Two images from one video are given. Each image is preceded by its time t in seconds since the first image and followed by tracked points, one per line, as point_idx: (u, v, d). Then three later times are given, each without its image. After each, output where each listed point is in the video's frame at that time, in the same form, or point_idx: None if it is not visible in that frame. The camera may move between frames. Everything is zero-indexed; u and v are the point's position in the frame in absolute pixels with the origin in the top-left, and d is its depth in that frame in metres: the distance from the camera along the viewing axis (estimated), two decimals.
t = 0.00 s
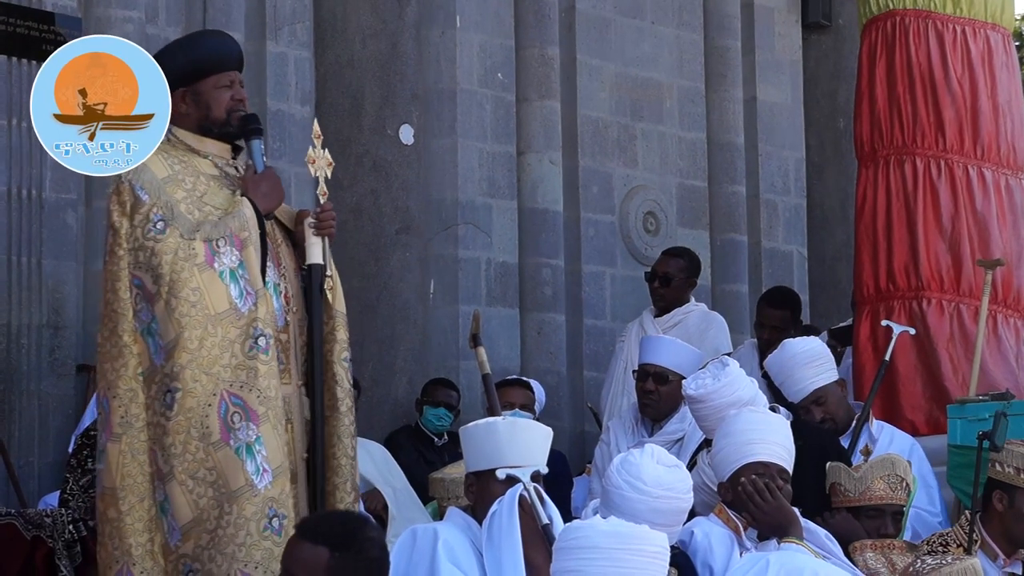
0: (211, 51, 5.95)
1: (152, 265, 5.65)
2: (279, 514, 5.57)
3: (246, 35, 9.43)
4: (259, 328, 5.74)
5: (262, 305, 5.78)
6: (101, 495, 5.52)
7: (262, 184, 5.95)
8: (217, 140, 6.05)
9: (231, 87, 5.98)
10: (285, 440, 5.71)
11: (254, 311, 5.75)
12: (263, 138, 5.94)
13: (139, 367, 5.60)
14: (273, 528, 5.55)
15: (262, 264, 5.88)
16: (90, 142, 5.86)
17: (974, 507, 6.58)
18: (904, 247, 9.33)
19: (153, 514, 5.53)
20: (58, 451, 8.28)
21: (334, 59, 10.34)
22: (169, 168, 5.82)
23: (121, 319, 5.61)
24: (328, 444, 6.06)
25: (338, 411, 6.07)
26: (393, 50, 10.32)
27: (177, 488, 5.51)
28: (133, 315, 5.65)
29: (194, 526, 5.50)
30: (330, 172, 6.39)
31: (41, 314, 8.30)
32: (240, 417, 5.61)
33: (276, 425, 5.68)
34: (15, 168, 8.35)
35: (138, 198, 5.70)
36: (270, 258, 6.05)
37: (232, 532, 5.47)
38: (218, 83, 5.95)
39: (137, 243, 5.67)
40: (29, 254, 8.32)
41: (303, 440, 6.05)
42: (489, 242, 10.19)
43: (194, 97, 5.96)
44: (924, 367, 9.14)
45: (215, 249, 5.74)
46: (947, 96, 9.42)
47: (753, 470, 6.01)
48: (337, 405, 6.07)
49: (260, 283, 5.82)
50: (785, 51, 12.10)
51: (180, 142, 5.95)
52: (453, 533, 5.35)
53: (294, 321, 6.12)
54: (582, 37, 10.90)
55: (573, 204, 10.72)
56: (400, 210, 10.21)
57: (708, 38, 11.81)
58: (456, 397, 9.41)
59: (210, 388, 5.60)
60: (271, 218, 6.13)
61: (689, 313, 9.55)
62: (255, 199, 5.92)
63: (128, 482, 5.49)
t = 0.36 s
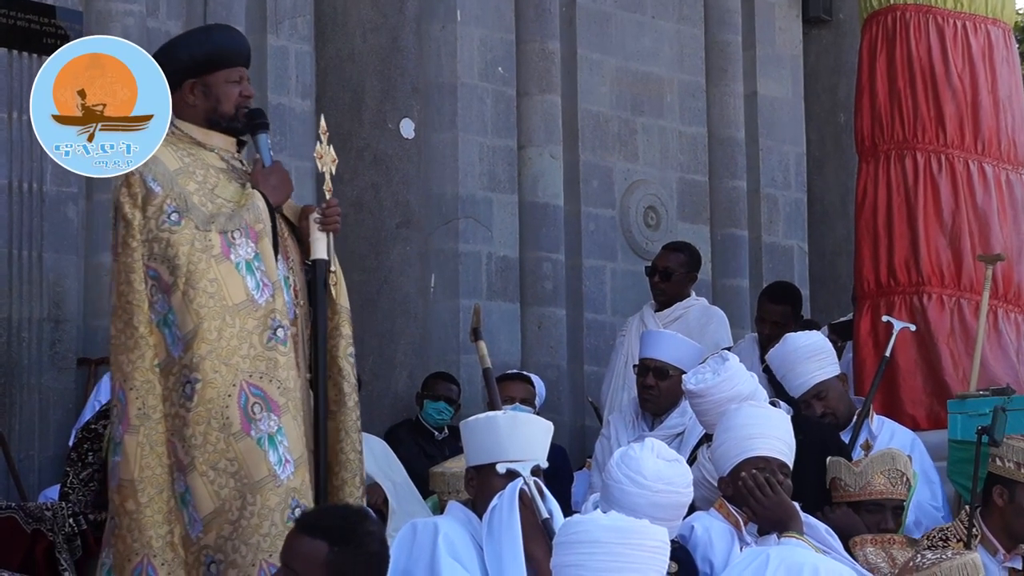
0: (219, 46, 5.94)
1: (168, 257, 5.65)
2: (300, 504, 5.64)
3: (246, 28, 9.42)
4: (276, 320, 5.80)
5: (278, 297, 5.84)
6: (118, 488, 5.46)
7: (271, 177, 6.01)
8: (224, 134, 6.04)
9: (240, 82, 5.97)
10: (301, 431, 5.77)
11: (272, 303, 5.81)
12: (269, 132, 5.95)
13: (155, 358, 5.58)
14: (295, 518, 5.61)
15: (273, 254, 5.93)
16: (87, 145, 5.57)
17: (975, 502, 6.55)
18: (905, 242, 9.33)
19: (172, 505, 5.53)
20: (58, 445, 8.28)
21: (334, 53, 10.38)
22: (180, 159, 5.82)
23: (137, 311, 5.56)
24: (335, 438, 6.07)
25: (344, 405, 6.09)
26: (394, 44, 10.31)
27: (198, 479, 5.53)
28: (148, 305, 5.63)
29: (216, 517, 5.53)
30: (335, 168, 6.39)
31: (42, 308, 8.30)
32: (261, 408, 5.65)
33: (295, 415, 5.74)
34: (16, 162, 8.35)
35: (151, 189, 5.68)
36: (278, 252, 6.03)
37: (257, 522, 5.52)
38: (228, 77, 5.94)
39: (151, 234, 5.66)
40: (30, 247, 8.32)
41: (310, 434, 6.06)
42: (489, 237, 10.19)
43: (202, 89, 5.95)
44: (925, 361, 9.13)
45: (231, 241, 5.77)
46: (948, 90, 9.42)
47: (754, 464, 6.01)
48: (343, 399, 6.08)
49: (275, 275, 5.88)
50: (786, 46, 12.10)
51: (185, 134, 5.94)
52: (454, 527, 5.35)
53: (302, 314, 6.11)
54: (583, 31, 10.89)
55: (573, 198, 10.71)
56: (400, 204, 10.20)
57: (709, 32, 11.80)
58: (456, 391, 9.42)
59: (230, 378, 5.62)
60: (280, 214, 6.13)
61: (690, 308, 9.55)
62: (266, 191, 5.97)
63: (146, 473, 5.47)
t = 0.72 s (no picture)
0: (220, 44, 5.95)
1: (173, 254, 5.66)
2: (304, 502, 5.62)
3: (247, 26, 9.41)
4: (281, 317, 5.79)
5: (284, 294, 5.84)
6: (120, 485, 5.46)
7: (277, 176, 5.99)
8: (229, 132, 6.05)
9: (243, 80, 5.99)
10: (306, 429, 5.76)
11: (277, 300, 5.81)
12: (275, 130, 5.98)
13: (159, 356, 5.59)
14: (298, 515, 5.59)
15: (279, 252, 5.93)
16: (87, 146, 5.48)
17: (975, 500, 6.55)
18: (906, 240, 9.32)
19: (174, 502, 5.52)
20: (58, 442, 8.28)
21: (335, 50, 10.39)
22: (186, 157, 5.84)
23: (142, 309, 5.56)
24: (338, 437, 6.05)
25: (349, 403, 6.07)
26: (395, 42, 10.30)
27: (201, 476, 5.53)
28: (153, 303, 5.64)
29: (219, 514, 5.52)
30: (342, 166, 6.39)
31: (42, 305, 8.30)
32: (266, 406, 5.64)
33: (300, 413, 5.73)
34: (16, 159, 8.35)
35: (157, 187, 5.68)
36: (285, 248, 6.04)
37: (260, 519, 5.50)
38: (232, 74, 5.96)
39: (156, 232, 5.67)
40: (30, 245, 8.32)
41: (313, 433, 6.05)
42: (490, 235, 10.20)
43: (205, 87, 5.98)
44: (926, 360, 9.13)
45: (236, 239, 5.77)
46: (949, 89, 9.41)
47: (754, 463, 6.00)
48: (347, 396, 6.07)
49: (281, 272, 5.88)
50: (787, 44, 12.09)
51: (191, 133, 5.96)
52: (453, 525, 5.35)
53: (308, 311, 6.11)
54: (584, 29, 10.89)
55: (574, 196, 10.70)
56: (401, 202, 10.20)
57: (710, 31, 11.80)
58: (456, 389, 9.42)
59: (234, 375, 5.62)
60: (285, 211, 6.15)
61: (691, 306, 9.54)
62: (272, 189, 5.97)
63: (149, 470, 5.46)
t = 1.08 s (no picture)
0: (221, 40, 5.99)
1: (176, 250, 5.78)
2: (304, 498, 5.70)
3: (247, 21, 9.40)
4: (283, 312, 5.87)
5: (286, 289, 5.91)
6: (124, 479, 5.64)
7: (283, 170, 6.06)
8: (239, 128, 6.13)
9: (250, 74, 6.07)
10: (308, 424, 5.83)
11: (278, 295, 5.88)
12: (281, 124, 5.98)
13: (163, 352, 5.75)
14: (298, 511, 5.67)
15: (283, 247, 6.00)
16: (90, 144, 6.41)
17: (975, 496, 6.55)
18: (906, 235, 9.32)
19: (177, 497, 5.67)
20: (58, 439, 8.28)
21: (335, 47, 10.28)
22: (194, 153, 5.94)
23: (146, 304, 5.74)
24: (346, 433, 6.11)
25: (356, 399, 6.14)
26: (394, 38, 10.29)
27: (202, 471, 5.64)
28: (157, 298, 5.78)
29: (219, 509, 5.63)
30: (352, 160, 6.44)
31: (42, 302, 8.30)
32: (265, 401, 5.74)
33: (300, 408, 5.80)
34: (16, 156, 8.36)
35: (162, 183, 5.83)
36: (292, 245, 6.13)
37: (258, 514, 5.60)
38: (237, 69, 6.03)
39: (161, 227, 5.81)
40: (29, 242, 8.32)
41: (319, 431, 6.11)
42: (490, 231, 10.19)
43: (212, 83, 6.08)
44: (926, 355, 9.14)
45: (239, 233, 5.86)
46: (949, 84, 9.41)
47: (755, 459, 6.00)
48: (354, 393, 6.14)
49: (284, 268, 5.95)
50: (788, 40, 12.08)
51: (202, 129, 6.05)
52: (454, 522, 5.35)
53: (316, 308, 6.17)
54: (584, 25, 10.88)
55: (574, 192, 10.69)
56: (401, 198, 10.20)
57: (710, 26, 11.79)
58: (456, 386, 9.42)
59: (234, 370, 5.72)
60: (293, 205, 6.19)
61: (691, 302, 9.54)
62: (278, 183, 6.02)
63: (152, 465, 5.64)
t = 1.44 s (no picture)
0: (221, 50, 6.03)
1: (173, 255, 5.96)
2: (283, 505, 5.79)
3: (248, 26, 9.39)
4: (272, 319, 5.97)
5: (278, 296, 6.01)
6: (115, 480, 5.86)
7: (290, 177, 6.07)
8: (256, 135, 6.27)
9: (263, 80, 6.21)
10: (295, 430, 5.92)
11: (269, 302, 5.99)
12: (289, 132, 6.10)
13: (159, 355, 5.94)
14: (276, 518, 5.77)
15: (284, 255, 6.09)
16: (89, 142, 7.87)
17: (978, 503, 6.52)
18: (908, 241, 9.33)
19: (164, 501, 5.85)
20: (60, 445, 8.28)
21: (337, 52, 10.33)
22: (203, 160, 6.13)
23: (145, 308, 5.96)
24: (350, 441, 6.15)
25: (361, 406, 6.18)
26: (396, 43, 10.28)
27: (185, 476, 5.80)
28: (155, 303, 5.98)
29: (199, 514, 5.78)
30: (364, 163, 6.51)
31: (44, 308, 8.30)
32: (249, 407, 5.85)
33: (285, 414, 5.90)
34: (18, 162, 8.34)
35: (169, 188, 6.04)
36: (298, 253, 6.19)
37: (234, 520, 5.73)
38: (249, 75, 6.19)
39: (163, 232, 6.00)
40: (31, 248, 8.31)
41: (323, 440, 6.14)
42: (491, 236, 10.19)
43: (228, 91, 6.25)
44: (929, 362, 9.13)
45: (236, 240, 5.99)
46: (951, 90, 9.42)
47: (758, 465, 6.00)
48: (359, 400, 6.18)
49: (280, 274, 6.05)
50: (789, 45, 12.08)
51: (219, 138, 6.24)
52: (457, 529, 5.35)
53: (321, 316, 6.22)
54: (585, 30, 10.89)
55: (576, 198, 10.70)
56: (402, 204, 10.18)
57: (712, 32, 11.78)
58: (458, 392, 9.41)
59: (221, 375, 5.86)
60: (302, 212, 6.23)
61: (694, 308, 9.54)
62: (283, 192, 6.06)
63: (141, 468, 5.83)
